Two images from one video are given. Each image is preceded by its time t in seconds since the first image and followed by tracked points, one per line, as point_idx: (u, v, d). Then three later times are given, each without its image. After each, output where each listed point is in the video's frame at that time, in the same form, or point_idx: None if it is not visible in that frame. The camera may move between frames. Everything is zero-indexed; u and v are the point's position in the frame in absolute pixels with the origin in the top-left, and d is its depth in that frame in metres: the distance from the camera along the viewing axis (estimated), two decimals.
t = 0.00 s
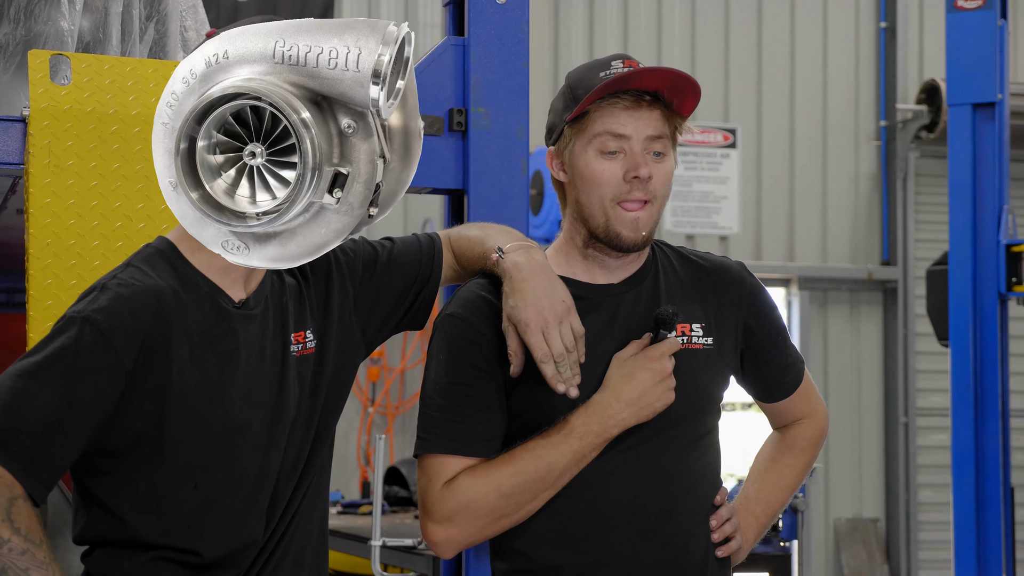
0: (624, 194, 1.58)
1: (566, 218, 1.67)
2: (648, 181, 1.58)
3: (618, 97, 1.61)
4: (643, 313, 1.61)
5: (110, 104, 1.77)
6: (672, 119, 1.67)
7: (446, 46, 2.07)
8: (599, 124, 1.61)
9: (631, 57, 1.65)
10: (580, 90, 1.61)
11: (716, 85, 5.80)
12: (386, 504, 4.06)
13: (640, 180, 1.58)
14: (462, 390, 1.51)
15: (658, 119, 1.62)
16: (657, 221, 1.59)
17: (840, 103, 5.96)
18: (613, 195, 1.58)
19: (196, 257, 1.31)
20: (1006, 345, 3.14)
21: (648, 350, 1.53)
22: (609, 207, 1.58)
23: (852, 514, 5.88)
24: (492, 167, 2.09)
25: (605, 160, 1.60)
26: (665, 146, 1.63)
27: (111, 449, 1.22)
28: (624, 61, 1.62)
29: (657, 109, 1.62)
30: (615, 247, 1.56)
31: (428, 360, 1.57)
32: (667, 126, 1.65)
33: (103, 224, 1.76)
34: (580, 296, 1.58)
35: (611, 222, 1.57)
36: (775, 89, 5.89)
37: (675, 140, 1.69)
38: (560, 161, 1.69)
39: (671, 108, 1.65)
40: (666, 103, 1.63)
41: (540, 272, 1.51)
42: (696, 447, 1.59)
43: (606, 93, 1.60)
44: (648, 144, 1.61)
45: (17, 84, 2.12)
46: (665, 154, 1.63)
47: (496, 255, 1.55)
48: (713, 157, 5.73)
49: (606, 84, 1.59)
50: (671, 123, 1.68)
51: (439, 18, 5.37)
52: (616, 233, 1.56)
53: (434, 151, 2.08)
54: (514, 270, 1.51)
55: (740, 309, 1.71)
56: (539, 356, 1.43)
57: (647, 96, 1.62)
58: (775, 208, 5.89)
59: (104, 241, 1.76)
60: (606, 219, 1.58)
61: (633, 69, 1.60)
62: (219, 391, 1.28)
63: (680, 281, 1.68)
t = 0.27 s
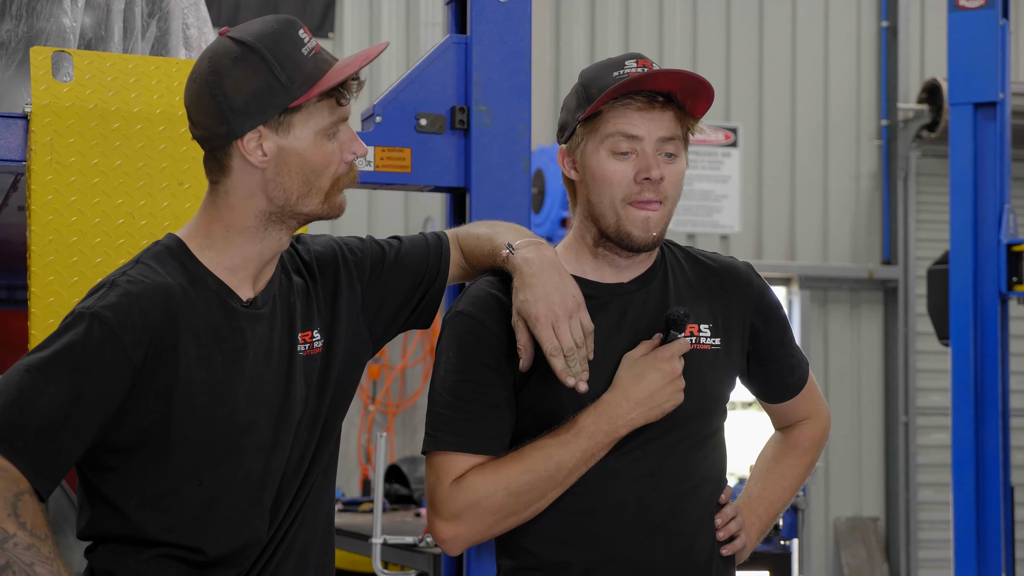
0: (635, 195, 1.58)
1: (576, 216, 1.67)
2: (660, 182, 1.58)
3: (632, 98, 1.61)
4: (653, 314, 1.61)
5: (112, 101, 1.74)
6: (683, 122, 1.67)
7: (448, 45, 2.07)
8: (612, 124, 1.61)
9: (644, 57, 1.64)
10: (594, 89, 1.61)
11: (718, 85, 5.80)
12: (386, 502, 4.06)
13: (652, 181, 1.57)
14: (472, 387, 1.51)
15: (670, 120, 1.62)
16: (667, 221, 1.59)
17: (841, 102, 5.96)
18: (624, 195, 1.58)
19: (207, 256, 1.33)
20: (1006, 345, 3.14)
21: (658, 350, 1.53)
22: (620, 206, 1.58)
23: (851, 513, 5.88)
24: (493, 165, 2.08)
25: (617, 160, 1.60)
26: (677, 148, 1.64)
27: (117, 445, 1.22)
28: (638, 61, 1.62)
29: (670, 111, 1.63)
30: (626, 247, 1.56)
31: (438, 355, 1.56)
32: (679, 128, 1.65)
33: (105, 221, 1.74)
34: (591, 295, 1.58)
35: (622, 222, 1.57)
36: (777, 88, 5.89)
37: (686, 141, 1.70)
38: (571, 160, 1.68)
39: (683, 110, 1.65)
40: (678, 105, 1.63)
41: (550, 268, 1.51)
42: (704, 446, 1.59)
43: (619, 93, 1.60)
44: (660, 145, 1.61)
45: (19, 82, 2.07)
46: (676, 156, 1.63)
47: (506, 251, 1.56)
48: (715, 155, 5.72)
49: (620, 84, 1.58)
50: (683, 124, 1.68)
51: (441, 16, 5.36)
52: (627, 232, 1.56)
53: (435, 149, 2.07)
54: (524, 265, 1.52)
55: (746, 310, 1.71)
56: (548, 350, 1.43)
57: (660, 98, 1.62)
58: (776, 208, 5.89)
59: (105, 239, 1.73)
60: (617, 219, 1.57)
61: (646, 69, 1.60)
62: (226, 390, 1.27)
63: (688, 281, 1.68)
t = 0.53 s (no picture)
0: (639, 198, 1.57)
1: (580, 217, 1.67)
2: (664, 186, 1.58)
3: (636, 101, 1.61)
4: (657, 316, 1.61)
5: (113, 100, 1.74)
6: (689, 124, 1.67)
7: (450, 45, 2.07)
8: (616, 128, 1.60)
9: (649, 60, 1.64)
10: (598, 92, 1.61)
11: (718, 86, 5.80)
12: (387, 502, 4.06)
13: (655, 185, 1.57)
14: (476, 389, 1.50)
15: (675, 124, 1.62)
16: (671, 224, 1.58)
17: (841, 103, 5.96)
18: (628, 198, 1.58)
19: (214, 258, 1.33)
20: (1006, 346, 3.14)
21: (662, 353, 1.53)
22: (624, 209, 1.58)
23: (851, 514, 5.89)
24: (494, 165, 2.08)
25: (621, 164, 1.60)
26: (681, 151, 1.63)
27: (122, 445, 1.22)
28: (642, 63, 1.61)
29: (675, 115, 1.62)
30: (630, 248, 1.56)
31: (441, 359, 1.56)
32: (684, 132, 1.65)
33: (105, 220, 1.73)
34: (595, 297, 1.58)
35: (626, 223, 1.57)
36: (777, 89, 5.89)
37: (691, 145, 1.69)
38: (575, 162, 1.68)
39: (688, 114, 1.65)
40: (683, 109, 1.63)
41: (552, 270, 1.51)
42: (707, 447, 1.59)
43: (624, 97, 1.60)
44: (665, 149, 1.61)
45: (19, 81, 2.05)
46: (681, 159, 1.63)
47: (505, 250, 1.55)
48: (715, 156, 5.73)
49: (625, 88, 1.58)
50: (688, 128, 1.67)
51: (443, 16, 5.36)
52: (631, 234, 1.55)
53: (436, 149, 2.07)
54: (526, 267, 1.52)
55: (748, 311, 1.71)
56: (550, 353, 1.42)
57: (665, 102, 1.62)
58: (776, 209, 5.89)
59: (106, 238, 1.73)
60: (621, 221, 1.57)
61: (651, 72, 1.60)
62: (231, 390, 1.27)
63: (691, 283, 1.68)
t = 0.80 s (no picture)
0: (640, 199, 1.57)
1: (581, 218, 1.67)
2: (664, 187, 1.58)
3: (637, 103, 1.60)
4: (660, 317, 1.61)
5: (117, 99, 1.74)
6: (690, 125, 1.67)
7: (453, 45, 2.07)
8: (616, 129, 1.60)
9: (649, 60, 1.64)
10: (598, 94, 1.60)
11: (719, 86, 5.81)
12: (387, 501, 4.06)
13: (656, 186, 1.57)
14: (479, 390, 1.51)
15: (676, 125, 1.62)
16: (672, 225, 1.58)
17: (843, 103, 5.96)
18: (629, 199, 1.58)
19: (221, 256, 1.34)
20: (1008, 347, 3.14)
21: (664, 354, 1.53)
22: (625, 210, 1.58)
23: (851, 514, 5.89)
24: (497, 165, 2.08)
25: (621, 166, 1.60)
26: (683, 152, 1.63)
27: (130, 443, 1.23)
28: (643, 63, 1.61)
29: (676, 116, 1.62)
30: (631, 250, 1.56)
31: (443, 360, 1.56)
32: (685, 133, 1.64)
33: (109, 219, 1.73)
34: (599, 297, 1.58)
35: (626, 224, 1.57)
36: (779, 89, 5.89)
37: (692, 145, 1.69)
38: (577, 162, 1.68)
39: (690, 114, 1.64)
40: (684, 110, 1.62)
41: (552, 271, 1.51)
42: (711, 447, 1.59)
43: (625, 99, 1.59)
44: (666, 150, 1.61)
45: (24, 79, 2.04)
46: (682, 160, 1.63)
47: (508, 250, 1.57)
48: (716, 157, 5.73)
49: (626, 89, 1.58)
50: (689, 129, 1.67)
51: (444, 16, 5.37)
52: (632, 235, 1.56)
53: (439, 148, 2.07)
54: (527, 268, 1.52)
55: (752, 310, 1.71)
56: (550, 354, 1.42)
57: (666, 103, 1.61)
58: (777, 209, 5.89)
59: (110, 236, 1.73)
60: (621, 222, 1.57)
61: (652, 73, 1.59)
62: (238, 388, 1.28)
63: (694, 282, 1.68)
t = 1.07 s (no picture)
0: (642, 202, 1.58)
1: (583, 219, 1.67)
2: (665, 190, 1.58)
3: (638, 105, 1.60)
4: (661, 318, 1.61)
5: (120, 97, 1.74)
6: (692, 126, 1.66)
7: (456, 45, 2.06)
8: (617, 132, 1.60)
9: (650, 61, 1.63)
10: (600, 96, 1.60)
11: (721, 87, 5.81)
12: (387, 501, 4.06)
13: (658, 189, 1.57)
14: (481, 392, 1.51)
15: (678, 127, 1.61)
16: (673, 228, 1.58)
17: (845, 105, 5.97)
18: (630, 202, 1.58)
19: (224, 254, 1.35)
20: (1009, 351, 3.15)
21: (665, 355, 1.53)
22: (626, 213, 1.58)
23: (851, 517, 5.89)
24: (499, 165, 2.08)
25: (622, 168, 1.60)
26: (684, 153, 1.63)
27: (135, 441, 1.24)
28: (644, 65, 1.61)
29: (677, 118, 1.61)
30: (632, 254, 1.56)
31: (444, 363, 1.57)
32: (686, 134, 1.64)
33: (112, 217, 1.73)
34: (601, 300, 1.58)
35: (628, 227, 1.57)
36: (781, 90, 5.90)
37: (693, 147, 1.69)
38: (578, 164, 1.68)
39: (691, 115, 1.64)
40: (685, 111, 1.62)
41: (552, 274, 1.51)
42: (712, 449, 1.59)
43: (626, 101, 1.59)
44: (667, 152, 1.61)
45: (27, 77, 2.04)
46: (683, 162, 1.63)
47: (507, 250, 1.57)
48: (718, 158, 5.72)
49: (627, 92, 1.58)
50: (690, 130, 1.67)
51: (447, 15, 5.37)
52: (634, 239, 1.56)
53: (442, 148, 2.07)
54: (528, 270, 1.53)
55: (754, 311, 1.71)
56: (556, 355, 1.43)
57: (667, 105, 1.61)
58: (779, 210, 5.89)
59: (112, 234, 1.73)
60: (623, 226, 1.57)
61: (652, 74, 1.60)
62: (243, 387, 1.29)
63: (696, 283, 1.68)
